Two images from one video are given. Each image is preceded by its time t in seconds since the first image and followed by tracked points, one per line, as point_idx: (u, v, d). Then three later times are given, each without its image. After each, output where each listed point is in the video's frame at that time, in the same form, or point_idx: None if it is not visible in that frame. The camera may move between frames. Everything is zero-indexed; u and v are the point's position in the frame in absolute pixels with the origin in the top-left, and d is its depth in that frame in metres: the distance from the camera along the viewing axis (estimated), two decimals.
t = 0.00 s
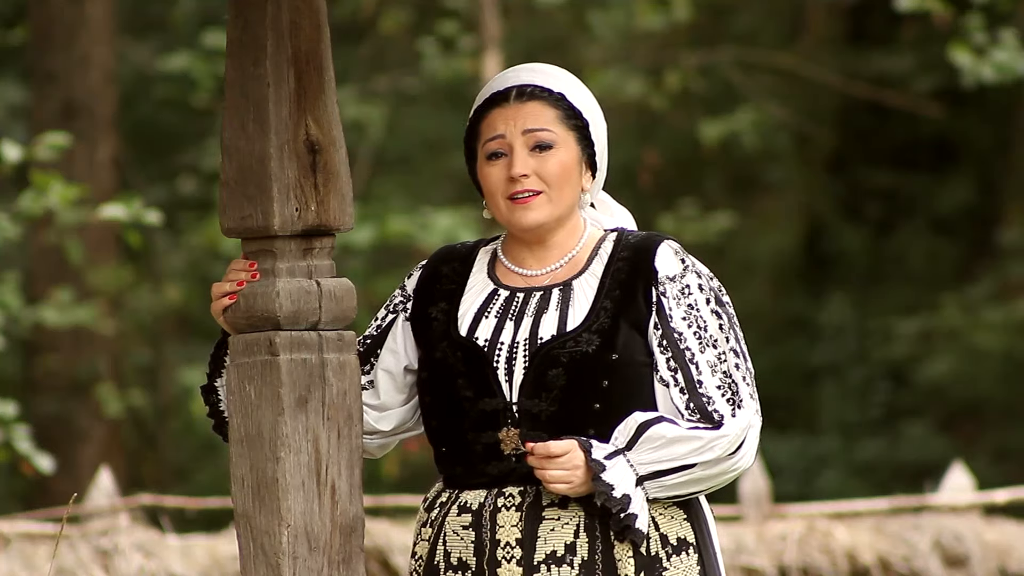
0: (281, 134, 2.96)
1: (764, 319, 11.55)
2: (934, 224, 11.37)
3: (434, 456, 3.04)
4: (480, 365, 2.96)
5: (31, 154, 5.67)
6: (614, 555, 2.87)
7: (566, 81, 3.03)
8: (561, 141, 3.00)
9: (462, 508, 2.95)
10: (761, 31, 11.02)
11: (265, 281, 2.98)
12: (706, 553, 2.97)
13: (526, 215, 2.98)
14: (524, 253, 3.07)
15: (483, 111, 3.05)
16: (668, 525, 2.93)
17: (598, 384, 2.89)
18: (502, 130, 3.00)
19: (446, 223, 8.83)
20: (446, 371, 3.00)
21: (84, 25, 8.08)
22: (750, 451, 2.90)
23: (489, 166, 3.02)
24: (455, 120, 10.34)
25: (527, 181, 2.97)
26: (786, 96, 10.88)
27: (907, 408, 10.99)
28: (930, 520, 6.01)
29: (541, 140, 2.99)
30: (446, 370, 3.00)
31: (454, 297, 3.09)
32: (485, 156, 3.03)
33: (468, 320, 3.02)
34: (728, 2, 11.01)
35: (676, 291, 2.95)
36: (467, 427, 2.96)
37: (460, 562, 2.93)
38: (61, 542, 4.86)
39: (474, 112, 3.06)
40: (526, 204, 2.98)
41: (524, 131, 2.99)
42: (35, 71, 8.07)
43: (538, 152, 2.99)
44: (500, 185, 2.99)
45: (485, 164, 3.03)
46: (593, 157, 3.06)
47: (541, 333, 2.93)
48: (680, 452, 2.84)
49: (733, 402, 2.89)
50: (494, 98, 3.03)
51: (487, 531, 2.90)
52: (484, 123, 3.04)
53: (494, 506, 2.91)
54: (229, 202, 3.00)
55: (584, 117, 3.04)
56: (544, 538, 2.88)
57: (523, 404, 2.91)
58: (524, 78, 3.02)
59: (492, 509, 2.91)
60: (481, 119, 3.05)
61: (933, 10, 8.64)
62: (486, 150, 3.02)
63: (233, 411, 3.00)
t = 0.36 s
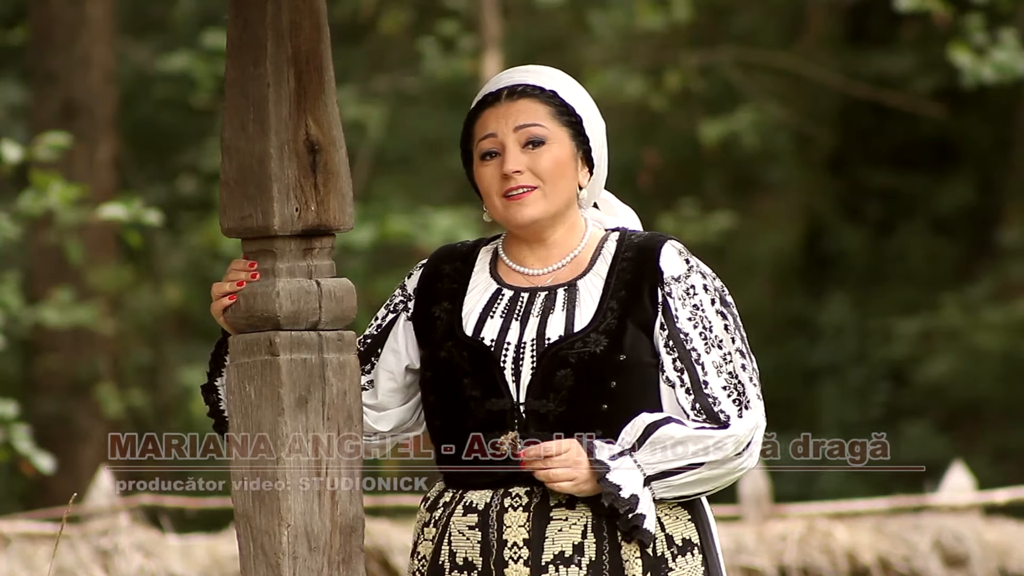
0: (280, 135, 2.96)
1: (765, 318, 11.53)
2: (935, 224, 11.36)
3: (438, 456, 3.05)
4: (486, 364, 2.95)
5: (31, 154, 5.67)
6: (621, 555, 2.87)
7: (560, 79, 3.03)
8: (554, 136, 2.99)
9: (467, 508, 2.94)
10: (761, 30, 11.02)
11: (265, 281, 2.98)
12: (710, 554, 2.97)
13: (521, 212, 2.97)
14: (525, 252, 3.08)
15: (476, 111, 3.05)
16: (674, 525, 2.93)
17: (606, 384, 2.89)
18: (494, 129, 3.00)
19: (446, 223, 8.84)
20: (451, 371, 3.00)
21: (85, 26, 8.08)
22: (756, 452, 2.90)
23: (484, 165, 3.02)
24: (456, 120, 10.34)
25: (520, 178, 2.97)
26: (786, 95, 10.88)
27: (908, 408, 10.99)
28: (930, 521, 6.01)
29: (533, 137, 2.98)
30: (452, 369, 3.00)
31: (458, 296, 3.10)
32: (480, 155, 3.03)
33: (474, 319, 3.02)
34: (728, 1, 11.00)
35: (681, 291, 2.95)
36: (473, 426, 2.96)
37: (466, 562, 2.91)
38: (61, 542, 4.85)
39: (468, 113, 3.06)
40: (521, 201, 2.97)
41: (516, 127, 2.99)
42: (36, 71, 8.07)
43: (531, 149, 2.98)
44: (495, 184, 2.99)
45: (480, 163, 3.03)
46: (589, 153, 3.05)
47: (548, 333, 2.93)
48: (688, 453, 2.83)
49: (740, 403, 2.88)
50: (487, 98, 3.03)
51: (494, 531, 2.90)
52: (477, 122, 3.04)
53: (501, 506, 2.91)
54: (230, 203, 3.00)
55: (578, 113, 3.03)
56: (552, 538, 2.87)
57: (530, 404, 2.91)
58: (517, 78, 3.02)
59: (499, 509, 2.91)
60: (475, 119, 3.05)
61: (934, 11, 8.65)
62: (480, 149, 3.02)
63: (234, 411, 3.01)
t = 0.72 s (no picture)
0: (281, 134, 2.96)
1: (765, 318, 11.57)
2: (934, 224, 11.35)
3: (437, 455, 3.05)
4: (479, 364, 2.96)
5: (31, 154, 5.67)
6: (613, 554, 2.87)
7: (562, 80, 3.03)
8: (556, 139, 2.99)
9: (462, 507, 2.96)
10: (761, 30, 11.01)
11: (265, 281, 2.98)
12: (706, 553, 2.97)
13: (523, 216, 2.98)
14: (526, 252, 3.08)
15: (479, 112, 3.04)
16: (667, 525, 2.92)
17: (597, 383, 2.89)
18: (496, 131, 3.00)
19: (446, 223, 8.85)
20: (446, 371, 3.01)
21: (85, 26, 8.08)
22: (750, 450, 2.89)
23: (486, 167, 3.02)
24: (456, 120, 10.34)
25: (522, 181, 2.97)
26: (785, 95, 10.88)
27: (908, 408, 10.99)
28: (930, 521, 6.01)
29: (534, 140, 2.98)
30: (446, 369, 3.01)
31: (456, 296, 3.10)
32: (481, 157, 3.03)
33: (469, 319, 3.03)
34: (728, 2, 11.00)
35: (676, 289, 2.94)
36: (468, 426, 2.96)
37: (460, 560, 2.92)
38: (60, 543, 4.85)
39: (470, 113, 3.06)
40: (523, 204, 2.98)
41: (518, 131, 2.99)
42: (36, 71, 8.08)
43: (532, 152, 2.98)
44: (496, 187, 2.99)
45: (481, 165, 3.03)
46: (591, 155, 3.05)
47: (541, 332, 2.93)
48: (681, 452, 2.83)
49: (732, 401, 2.88)
50: (489, 100, 3.03)
51: (486, 529, 2.91)
52: (479, 124, 3.04)
53: (494, 505, 2.92)
54: (229, 202, 3.00)
55: (580, 115, 3.03)
56: (543, 536, 2.87)
57: (522, 403, 2.91)
58: (518, 78, 3.02)
59: (492, 507, 2.92)
60: (477, 120, 3.05)
61: (934, 11, 8.65)
62: (481, 151, 3.02)
63: (233, 411, 3.01)
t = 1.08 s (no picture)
0: (281, 134, 2.96)
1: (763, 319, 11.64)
2: (934, 223, 11.33)
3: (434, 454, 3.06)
4: (473, 364, 2.97)
5: (31, 154, 5.66)
6: (604, 554, 2.87)
7: (564, 81, 3.02)
8: (557, 142, 2.99)
9: (456, 507, 2.97)
10: (761, 30, 11.02)
11: (265, 281, 2.98)
12: (701, 553, 2.96)
13: (523, 218, 2.98)
14: (525, 253, 3.08)
15: (481, 113, 3.04)
16: (662, 525, 2.92)
17: (588, 383, 2.89)
18: (497, 133, 3.00)
19: (446, 223, 8.85)
20: (441, 371, 3.03)
21: (84, 26, 8.07)
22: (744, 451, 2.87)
23: (487, 169, 3.02)
24: (456, 120, 10.35)
25: (523, 184, 2.97)
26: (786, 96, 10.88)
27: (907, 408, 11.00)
28: (930, 520, 6.01)
29: (536, 143, 2.98)
30: (441, 369, 3.03)
31: (454, 297, 3.11)
32: (482, 158, 3.03)
33: (465, 320, 3.04)
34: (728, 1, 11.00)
35: (670, 290, 2.94)
36: (464, 426, 2.98)
37: (454, 560, 2.94)
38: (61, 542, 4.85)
39: (472, 114, 3.06)
40: (523, 208, 2.98)
41: (519, 133, 2.98)
42: (35, 71, 8.08)
43: (533, 155, 2.98)
44: (496, 189, 2.99)
45: (482, 167, 3.03)
46: (592, 157, 3.05)
47: (533, 332, 2.94)
48: (673, 453, 2.83)
49: (724, 401, 2.88)
50: (491, 100, 3.03)
51: (479, 529, 2.92)
52: (481, 125, 3.04)
53: (487, 505, 2.93)
54: (229, 202, 3.00)
55: (581, 117, 3.02)
56: (533, 536, 2.88)
57: (514, 403, 2.91)
58: (521, 79, 3.02)
59: (484, 508, 2.93)
60: (479, 121, 3.05)
61: (934, 11, 8.65)
62: (482, 153, 3.02)
63: (234, 411, 3.01)
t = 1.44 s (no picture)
0: (280, 134, 2.96)
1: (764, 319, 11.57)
2: (934, 224, 11.33)
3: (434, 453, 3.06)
4: (472, 364, 2.97)
5: (32, 154, 5.66)
6: (603, 554, 2.87)
7: (574, 82, 3.02)
8: (560, 143, 2.99)
9: (456, 507, 2.97)
10: (761, 30, 11.03)
11: (265, 282, 2.98)
12: (700, 552, 2.96)
13: (519, 216, 2.98)
14: (525, 252, 3.08)
15: (489, 108, 3.05)
16: (661, 525, 2.92)
17: (588, 383, 2.89)
18: (502, 129, 3.00)
19: (446, 224, 8.86)
20: (440, 371, 3.02)
21: (85, 26, 8.07)
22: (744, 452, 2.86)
23: (489, 164, 3.02)
24: (456, 120, 10.35)
25: (522, 182, 2.97)
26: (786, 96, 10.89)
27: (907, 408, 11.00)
28: (930, 520, 6.00)
29: (539, 142, 2.98)
30: (441, 369, 3.02)
31: (454, 297, 3.11)
32: (486, 153, 3.03)
33: (464, 320, 3.04)
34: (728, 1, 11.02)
35: (670, 290, 2.93)
36: (464, 425, 2.98)
37: (453, 560, 2.94)
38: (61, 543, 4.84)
39: (480, 108, 3.06)
40: (520, 205, 2.98)
41: (523, 131, 2.99)
42: (36, 71, 8.08)
43: (536, 153, 2.98)
44: (496, 183, 2.99)
45: (485, 161, 3.03)
46: (596, 161, 3.05)
47: (532, 332, 2.94)
48: (672, 453, 2.83)
49: (723, 401, 2.88)
50: (500, 96, 3.03)
51: (479, 529, 2.92)
52: (488, 119, 3.04)
53: (486, 505, 2.93)
54: (229, 202, 3.00)
55: (588, 120, 3.03)
56: (533, 536, 2.88)
57: (513, 403, 2.91)
58: (532, 77, 3.02)
59: (484, 508, 2.93)
60: (486, 116, 3.05)
61: (934, 11, 8.65)
62: (486, 147, 3.03)
63: (233, 411, 3.01)
